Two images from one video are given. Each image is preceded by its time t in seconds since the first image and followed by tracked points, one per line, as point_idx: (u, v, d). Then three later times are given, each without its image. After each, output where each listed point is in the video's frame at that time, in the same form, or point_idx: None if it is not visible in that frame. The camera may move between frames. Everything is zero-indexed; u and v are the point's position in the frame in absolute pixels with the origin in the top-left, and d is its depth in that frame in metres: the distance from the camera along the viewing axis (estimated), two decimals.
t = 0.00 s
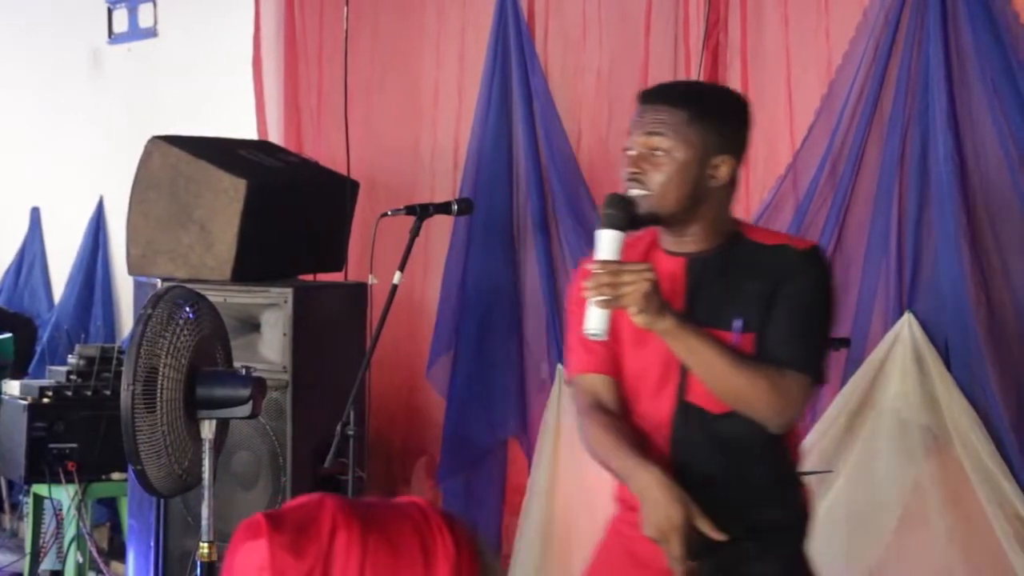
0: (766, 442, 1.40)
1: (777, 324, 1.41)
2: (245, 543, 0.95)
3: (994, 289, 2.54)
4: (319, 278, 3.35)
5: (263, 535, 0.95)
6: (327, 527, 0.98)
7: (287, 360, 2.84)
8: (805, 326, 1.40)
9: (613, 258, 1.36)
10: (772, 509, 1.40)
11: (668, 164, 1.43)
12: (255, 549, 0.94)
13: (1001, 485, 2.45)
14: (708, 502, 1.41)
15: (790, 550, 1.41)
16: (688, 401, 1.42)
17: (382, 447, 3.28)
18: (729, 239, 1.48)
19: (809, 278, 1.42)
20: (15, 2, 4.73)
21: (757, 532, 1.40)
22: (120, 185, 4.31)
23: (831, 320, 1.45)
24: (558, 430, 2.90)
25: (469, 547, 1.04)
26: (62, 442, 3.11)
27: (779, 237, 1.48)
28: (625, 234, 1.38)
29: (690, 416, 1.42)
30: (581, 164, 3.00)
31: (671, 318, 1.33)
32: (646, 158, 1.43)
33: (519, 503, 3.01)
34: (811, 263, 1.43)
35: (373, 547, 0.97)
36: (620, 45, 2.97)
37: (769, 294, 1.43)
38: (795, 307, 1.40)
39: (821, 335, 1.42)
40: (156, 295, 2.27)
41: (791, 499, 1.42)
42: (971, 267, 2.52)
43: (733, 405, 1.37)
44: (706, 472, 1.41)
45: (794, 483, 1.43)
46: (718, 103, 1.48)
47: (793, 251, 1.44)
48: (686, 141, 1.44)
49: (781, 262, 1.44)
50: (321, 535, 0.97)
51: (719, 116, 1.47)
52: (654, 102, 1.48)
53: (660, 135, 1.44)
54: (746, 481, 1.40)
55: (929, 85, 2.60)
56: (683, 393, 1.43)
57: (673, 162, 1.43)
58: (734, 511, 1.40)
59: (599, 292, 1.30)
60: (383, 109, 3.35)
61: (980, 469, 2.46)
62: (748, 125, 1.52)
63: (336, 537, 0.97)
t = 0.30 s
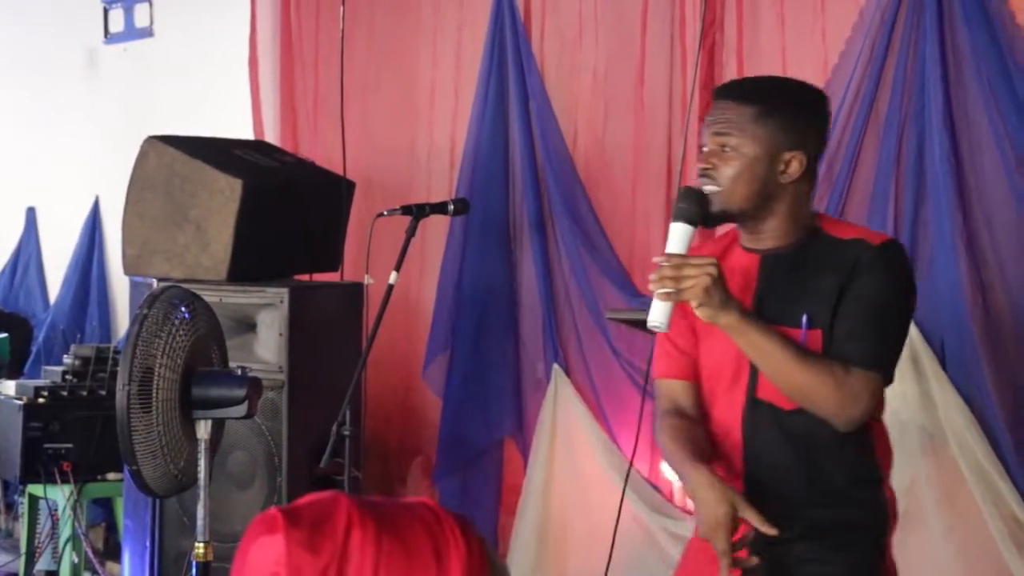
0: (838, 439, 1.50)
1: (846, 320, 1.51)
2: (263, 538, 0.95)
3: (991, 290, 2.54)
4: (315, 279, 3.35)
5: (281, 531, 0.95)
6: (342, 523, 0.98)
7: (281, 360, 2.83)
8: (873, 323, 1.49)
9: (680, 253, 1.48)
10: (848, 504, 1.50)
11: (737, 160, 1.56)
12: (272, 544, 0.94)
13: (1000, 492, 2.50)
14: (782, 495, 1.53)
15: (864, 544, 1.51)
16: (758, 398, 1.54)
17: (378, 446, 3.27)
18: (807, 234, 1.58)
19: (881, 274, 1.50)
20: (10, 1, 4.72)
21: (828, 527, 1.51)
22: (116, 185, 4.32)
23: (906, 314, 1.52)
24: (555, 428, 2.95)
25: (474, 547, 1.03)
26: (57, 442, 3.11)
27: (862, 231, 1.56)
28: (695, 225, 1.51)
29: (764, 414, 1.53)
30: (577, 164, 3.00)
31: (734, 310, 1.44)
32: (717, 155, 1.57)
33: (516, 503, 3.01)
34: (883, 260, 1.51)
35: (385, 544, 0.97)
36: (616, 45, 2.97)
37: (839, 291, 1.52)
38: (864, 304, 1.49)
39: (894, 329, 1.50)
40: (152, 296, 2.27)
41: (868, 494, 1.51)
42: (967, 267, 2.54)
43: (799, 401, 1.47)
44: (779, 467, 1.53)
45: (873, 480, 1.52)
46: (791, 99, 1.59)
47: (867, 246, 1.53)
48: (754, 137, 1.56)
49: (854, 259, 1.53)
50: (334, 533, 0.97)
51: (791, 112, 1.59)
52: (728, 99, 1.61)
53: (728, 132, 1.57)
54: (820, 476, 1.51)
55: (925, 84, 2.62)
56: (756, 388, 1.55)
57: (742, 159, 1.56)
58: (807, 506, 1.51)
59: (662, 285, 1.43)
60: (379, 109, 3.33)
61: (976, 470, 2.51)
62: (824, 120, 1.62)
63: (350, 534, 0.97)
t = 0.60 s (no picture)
0: (809, 431, 1.47)
1: (812, 314, 1.47)
2: (210, 537, 0.85)
3: (947, 289, 2.61)
4: (272, 280, 3.32)
5: (228, 529, 0.84)
6: (295, 523, 0.87)
7: (239, 360, 2.82)
8: (837, 318, 1.44)
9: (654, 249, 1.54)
10: (823, 498, 1.47)
11: (715, 156, 1.60)
12: (216, 545, 0.84)
13: (955, 492, 2.57)
14: (759, 489, 1.50)
15: (838, 543, 1.47)
16: (732, 387, 1.55)
17: (335, 447, 3.25)
18: (794, 230, 1.56)
19: (850, 268, 1.46)
20: None
21: (805, 522, 1.47)
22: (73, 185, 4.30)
23: (882, 312, 1.47)
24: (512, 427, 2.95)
25: (437, 554, 0.92)
26: (12, 443, 3.09)
27: (840, 228, 1.53)
28: (671, 221, 1.59)
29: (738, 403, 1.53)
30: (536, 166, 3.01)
31: (697, 303, 1.46)
32: (701, 151, 1.62)
33: (473, 503, 3.01)
34: (852, 255, 1.47)
35: (339, 548, 0.86)
36: (576, 44, 2.97)
37: (810, 286, 1.50)
38: (830, 298, 1.45)
39: (861, 328, 1.45)
40: (107, 295, 2.24)
41: (843, 490, 1.47)
42: (923, 266, 2.61)
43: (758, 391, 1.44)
44: (756, 459, 1.50)
45: (851, 477, 1.47)
46: (779, 96, 1.59)
47: (840, 242, 1.49)
48: (731, 135, 1.59)
49: (825, 254, 1.50)
50: (281, 531, 0.86)
51: (773, 106, 1.59)
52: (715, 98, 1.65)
53: (710, 129, 1.62)
54: (797, 470, 1.48)
55: (882, 87, 2.68)
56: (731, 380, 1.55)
57: (722, 155, 1.59)
58: (784, 500, 1.48)
59: (631, 280, 1.49)
60: (338, 109, 3.32)
61: (931, 471, 2.61)
62: (817, 115, 1.60)
63: (302, 535, 0.86)
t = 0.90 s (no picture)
0: (740, 426, 1.54)
1: (746, 310, 1.51)
2: (156, 542, 0.98)
3: (897, 288, 2.64)
4: (224, 280, 3.30)
5: (174, 534, 0.97)
6: (238, 527, 1.00)
7: (192, 360, 2.82)
8: (769, 314, 1.48)
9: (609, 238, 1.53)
10: (751, 490, 1.53)
11: (683, 149, 1.68)
12: (163, 549, 0.96)
13: (907, 492, 2.60)
14: (694, 477, 1.57)
15: (764, 533, 1.52)
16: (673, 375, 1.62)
17: (289, 447, 3.24)
18: (745, 223, 1.62)
19: (785, 267, 1.50)
20: None
21: (734, 510, 1.53)
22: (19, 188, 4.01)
23: (815, 311, 1.51)
24: (467, 428, 2.98)
25: (376, 554, 1.05)
26: None
27: (781, 227, 1.58)
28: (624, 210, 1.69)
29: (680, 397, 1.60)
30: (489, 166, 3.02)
31: (641, 294, 1.46)
32: (670, 142, 1.70)
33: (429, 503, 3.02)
34: (787, 254, 1.52)
35: (279, 552, 1.00)
36: (529, 43, 2.97)
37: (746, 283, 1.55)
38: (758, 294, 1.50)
39: (794, 325, 1.48)
40: (58, 297, 2.23)
41: (772, 484, 1.52)
42: (873, 265, 2.64)
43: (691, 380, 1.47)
44: (692, 448, 1.58)
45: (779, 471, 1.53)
46: (753, 97, 1.67)
47: (776, 242, 1.54)
48: (702, 128, 1.66)
49: (762, 252, 1.55)
50: (229, 534, 1.00)
51: (745, 106, 1.67)
52: (690, 93, 1.73)
53: (683, 121, 1.69)
54: (728, 459, 1.54)
55: (833, 86, 2.70)
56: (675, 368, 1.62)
57: (688, 147, 1.67)
58: (715, 488, 1.55)
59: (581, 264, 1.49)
60: (289, 108, 3.29)
61: (882, 468, 2.63)
62: (781, 119, 1.67)
63: (246, 538, 1.00)
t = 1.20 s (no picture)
0: (715, 421, 1.57)
1: (725, 308, 1.56)
2: (119, 547, 0.76)
3: (866, 288, 2.64)
4: (193, 279, 3.29)
5: (140, 538, 0.75)
6: (209, 525, 0.78)
7: (162, 360, 2.81)
8: (747, 313, 1.53)
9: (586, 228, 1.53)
10: (728, 480, 1.56)
11: (669, 148, 1.70)
12: (127, 556, 0.75)
13: (876, 490, 2.59)
14: (671, 469, 1.59)
15: (741, 523, 1.55)
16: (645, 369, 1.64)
17: (258, 448, 3.22)
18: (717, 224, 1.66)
19: (761, 268, 1.55)
20: None
21: (709, 499, 1.56)
22: None
23: (789, 311, 1.57)
24: (438, 426, 2.98)
25: (358, 555, 0.84)
26: None
27: (755, 229, 1.62)
28: (611, 201, 1.64)
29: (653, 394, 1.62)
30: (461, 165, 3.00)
31: (626, 288, 1.48)
32: (653, 140, 1.72)
33: (400, 503, 3.02)
34: (763, 255, 1.57)
35: (254, 554, 0.78)
36: (499, 43, 2.98)
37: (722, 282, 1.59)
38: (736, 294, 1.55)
39: (771, 324, 1.54)
40: (25, 297, 2.15)
41: (748, 474, 1.56)
42: (843, 265, 2.64)
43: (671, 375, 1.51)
44: (669, 442, 1.60)
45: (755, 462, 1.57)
46: (736, 107, 1.75)
47: (750, 243, 1.59)
48: (691, 130, 1.71)
49: (736, 253, 1.60)
50: (194, 537, 0.77)
51: (729, 114, 1.74)
52: (671, 95, 1.76)
53: (669, 120, 1.72)
54: (704, 452, 1.57)
55: (802, 86, 2.69)
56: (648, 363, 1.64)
57: (673, 147, 1.70)
58: (694, 479, 1.57)
59: (563, 254, 1.47)
60: (259, 107, 3.29)
61: (852, 467, 2.62)
62: (756, 131, 1.76)
63: (216, 538, 0.78)
